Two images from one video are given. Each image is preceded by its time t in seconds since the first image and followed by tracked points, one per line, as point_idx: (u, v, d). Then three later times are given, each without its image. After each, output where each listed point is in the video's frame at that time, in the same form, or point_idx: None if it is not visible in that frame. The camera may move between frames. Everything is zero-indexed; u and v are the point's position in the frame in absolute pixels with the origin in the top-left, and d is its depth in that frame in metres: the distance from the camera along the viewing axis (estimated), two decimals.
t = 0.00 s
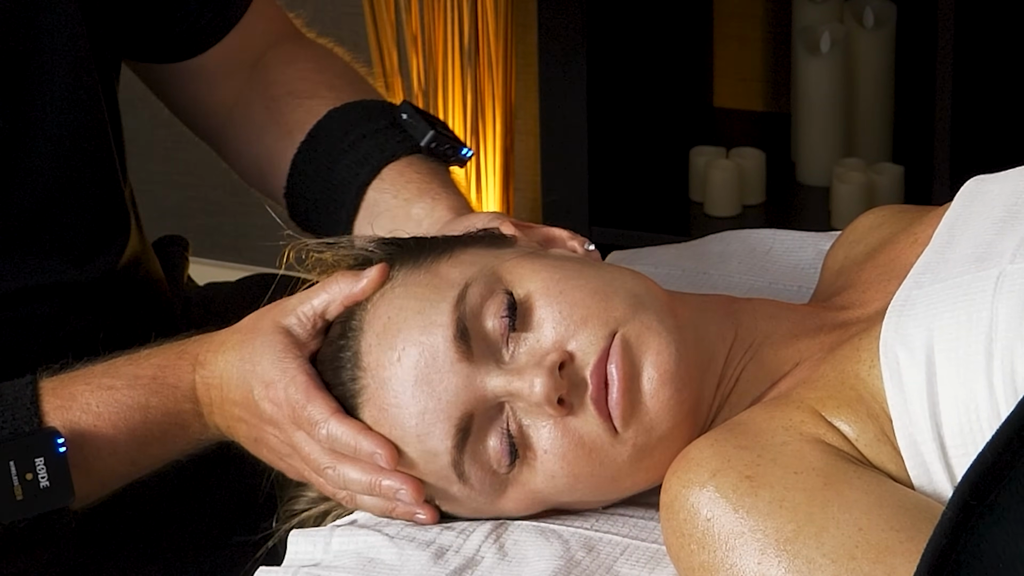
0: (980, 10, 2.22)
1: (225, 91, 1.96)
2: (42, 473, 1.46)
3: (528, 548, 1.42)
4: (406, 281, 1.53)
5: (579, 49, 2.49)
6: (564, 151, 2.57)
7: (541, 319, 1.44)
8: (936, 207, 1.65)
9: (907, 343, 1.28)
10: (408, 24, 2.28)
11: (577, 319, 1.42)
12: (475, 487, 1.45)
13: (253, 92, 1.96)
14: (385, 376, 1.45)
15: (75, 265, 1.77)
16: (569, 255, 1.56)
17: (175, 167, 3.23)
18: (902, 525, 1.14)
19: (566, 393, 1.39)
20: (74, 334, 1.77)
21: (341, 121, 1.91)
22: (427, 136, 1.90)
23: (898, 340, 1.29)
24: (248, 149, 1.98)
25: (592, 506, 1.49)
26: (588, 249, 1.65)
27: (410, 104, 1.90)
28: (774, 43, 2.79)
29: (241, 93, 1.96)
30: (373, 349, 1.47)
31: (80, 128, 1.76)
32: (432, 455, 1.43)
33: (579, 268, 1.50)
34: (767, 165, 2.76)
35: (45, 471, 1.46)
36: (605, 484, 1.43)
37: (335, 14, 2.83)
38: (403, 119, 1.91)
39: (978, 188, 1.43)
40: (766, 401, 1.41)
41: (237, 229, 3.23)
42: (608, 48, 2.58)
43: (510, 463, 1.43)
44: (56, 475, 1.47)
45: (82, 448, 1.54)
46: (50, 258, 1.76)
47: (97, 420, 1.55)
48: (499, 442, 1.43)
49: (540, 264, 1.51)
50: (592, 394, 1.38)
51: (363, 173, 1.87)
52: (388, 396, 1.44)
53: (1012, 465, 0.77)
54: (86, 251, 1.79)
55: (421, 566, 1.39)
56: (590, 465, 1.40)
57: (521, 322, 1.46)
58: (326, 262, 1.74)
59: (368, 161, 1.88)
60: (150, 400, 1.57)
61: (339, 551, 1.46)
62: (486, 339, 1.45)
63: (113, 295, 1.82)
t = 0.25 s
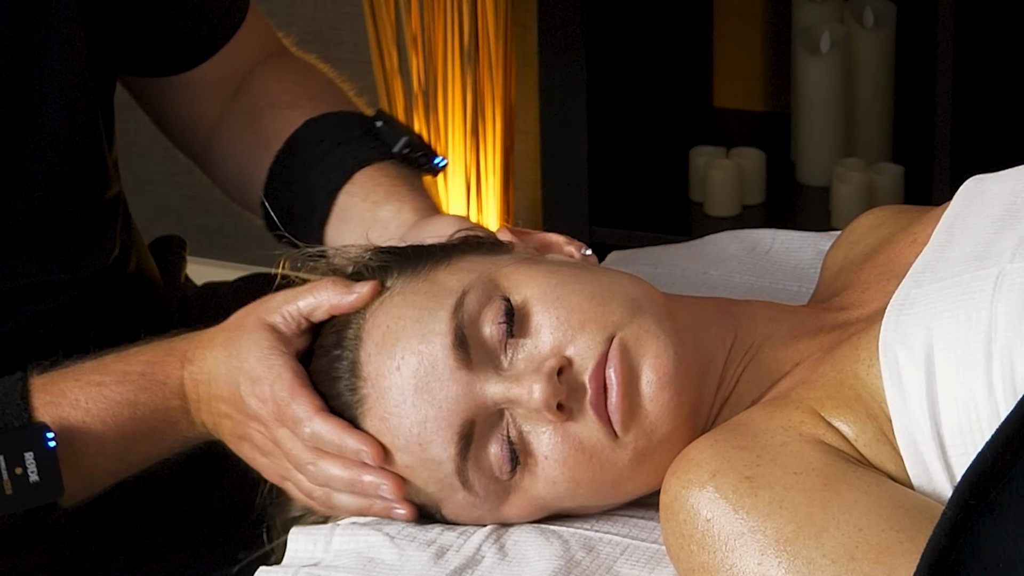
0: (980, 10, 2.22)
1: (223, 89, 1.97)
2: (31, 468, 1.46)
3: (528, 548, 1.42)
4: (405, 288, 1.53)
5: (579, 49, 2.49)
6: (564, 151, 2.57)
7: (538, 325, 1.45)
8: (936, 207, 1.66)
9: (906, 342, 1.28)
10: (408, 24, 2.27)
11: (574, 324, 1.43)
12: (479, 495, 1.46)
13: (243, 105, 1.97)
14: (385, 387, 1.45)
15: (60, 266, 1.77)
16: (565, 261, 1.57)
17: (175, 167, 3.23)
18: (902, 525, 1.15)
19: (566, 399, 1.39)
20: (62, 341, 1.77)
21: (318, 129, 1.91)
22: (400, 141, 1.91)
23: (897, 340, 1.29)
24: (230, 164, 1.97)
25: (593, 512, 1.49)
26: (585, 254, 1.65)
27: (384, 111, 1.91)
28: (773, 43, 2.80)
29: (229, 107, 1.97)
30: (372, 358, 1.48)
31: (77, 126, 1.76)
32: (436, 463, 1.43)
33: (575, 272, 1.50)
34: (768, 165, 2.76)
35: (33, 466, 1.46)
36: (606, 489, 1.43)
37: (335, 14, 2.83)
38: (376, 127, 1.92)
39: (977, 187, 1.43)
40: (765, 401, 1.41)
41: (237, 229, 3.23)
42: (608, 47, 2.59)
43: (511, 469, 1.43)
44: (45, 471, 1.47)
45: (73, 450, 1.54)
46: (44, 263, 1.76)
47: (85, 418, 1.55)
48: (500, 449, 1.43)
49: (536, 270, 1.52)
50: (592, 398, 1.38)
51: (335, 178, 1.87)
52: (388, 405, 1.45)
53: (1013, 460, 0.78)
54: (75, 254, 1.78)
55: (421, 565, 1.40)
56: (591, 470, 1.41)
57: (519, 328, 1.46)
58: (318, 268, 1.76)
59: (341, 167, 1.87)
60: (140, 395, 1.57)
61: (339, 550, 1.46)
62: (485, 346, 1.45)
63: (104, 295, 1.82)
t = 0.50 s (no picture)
0: (979, 10, 2.22)
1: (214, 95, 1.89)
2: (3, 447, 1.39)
3: (528, 549, 1.42)
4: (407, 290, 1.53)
5: (579, 49, 2.49)
6: (563, 151, 2.57)
7: (537, 327, 1.44)
8: (935, 207, 1.66)
9: (906, 341, 1.28)
10: (409, 24, 2.27)
11: (573, 326, 1.43)
12: (483, 498, 1.46)
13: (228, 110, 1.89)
14: (386, 392, 1.45)
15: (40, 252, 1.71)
16: (562, 263, 1.56)
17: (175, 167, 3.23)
18: (902, 525, 1.15)
19: (566, 400, 1.39)
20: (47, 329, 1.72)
21: (297, 139, 1.84)
22: (373, 151, 1.86)
23: (896, 337, 1.29)
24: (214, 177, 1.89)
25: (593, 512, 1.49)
26: (585, 257, 1.65)
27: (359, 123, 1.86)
28: (773, 43, 2.80)
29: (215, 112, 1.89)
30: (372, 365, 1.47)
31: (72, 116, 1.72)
32: (440, 466, 1.44)
33: (574, 273, 1.50)
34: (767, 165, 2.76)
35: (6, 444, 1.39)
36: (607, 490, 1.43)
37: (335, 14, 2.83)
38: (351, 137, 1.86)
39: (976, 185, 1.43)
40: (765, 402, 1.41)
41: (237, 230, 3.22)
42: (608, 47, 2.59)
43: (512, 471, 1.43)
44: (18, 450, 1.39)
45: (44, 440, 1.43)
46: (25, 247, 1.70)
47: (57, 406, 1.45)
48: (501, 451, 1.43)
49: (535, 272, 1.51)
50: (591, 399, 1.38)
51: (309, 185, 1.81)
52: (390, 412, 1.45)
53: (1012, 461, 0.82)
54: (56, 246, 1.72)
55: (421, 566, 1.40)
56: (592, 471, 1.41)
57: (518, 330, 1.45)
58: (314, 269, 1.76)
59: (315, 173, 1.82)
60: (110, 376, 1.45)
61: (340, 550, 1.47)
62: (485, 349, 1.45)
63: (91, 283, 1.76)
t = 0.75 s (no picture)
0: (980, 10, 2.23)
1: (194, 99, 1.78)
2: None
3: (528, 548, 1.42)
4: (404, 287, 1.52)
5: (579, 48, 2.49)
6: (564, 151, 2.57)
7: (536, 324, 1.45)
8: (935, 207, 1.66)
9: (905, 341, 1.28)
10: (408, 24, 2.27)
11: (570, 323, 1.43)
12: (482, 495, 1.46)
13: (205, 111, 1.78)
14: (384, 391, 1.47)
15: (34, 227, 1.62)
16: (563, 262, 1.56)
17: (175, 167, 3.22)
18: (902, 525, 1.15)
19: (562, 396, 1.39)
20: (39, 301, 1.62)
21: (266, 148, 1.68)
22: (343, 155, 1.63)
23: (896, 337, 1.29)
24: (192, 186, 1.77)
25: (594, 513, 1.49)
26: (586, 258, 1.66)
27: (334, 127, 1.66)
28: (774, 42, 2.80)
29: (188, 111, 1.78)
30: (373, 363, 1.48)
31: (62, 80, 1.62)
32: (439, 463, 1.45)
33: (572, 271, 1.50)
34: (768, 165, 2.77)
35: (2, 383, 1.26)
36: (605, 488, 1.43)
37: (336, 14, 2.83)
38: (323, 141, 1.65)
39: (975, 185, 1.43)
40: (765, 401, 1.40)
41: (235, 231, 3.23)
42: (609, 47, 2.59)
43: (511, 469, 1.44)
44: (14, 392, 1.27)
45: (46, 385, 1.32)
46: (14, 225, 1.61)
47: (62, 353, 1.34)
48: (499, 448, 1.43)
49: (535, 270, 1.51)
50: (587, 396, 1.39)
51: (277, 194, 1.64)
52: (390, 410, 1.46)
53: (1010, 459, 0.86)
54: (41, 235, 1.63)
55: (421, 566, 1.40)
56: (590, 468, 1.41)
57: (517, 327, 1.46)
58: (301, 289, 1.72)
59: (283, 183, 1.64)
60: (124, 303, 1.37)
61: (340, 550, 1.47)
62: (483, 347, 1.45)
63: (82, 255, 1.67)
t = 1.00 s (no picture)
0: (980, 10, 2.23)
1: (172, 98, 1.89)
2: (53, 291, 1.37)
3: (528, 548, 1.42)
4: (403, 283, 1.50)
5: (579, 48, 2.49)
6: (564, 151, 2.57)
7: (535, 318, 1.44)
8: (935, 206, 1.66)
9: (905, 339, 1.28)
10: (408, 24, 2.27)
11: (569, 317, 1.43)
12: (481, 490, 1.46)
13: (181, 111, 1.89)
14: (384, 384, 1.46)
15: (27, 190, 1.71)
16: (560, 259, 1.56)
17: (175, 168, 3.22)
18: (902, 524, 1.15)
19: (560, 389, 1.39)
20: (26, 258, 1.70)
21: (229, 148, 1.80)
22: (295, 158, 1.79)
23: (896, 336, 1.29)
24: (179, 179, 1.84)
25: (592, 511, 1.49)
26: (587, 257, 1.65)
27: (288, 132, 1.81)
28: (773, 42, 2.80)
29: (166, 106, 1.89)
30: (373, 357, 1.48)
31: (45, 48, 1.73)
32: (437, 456, 1.45)
33: (572, 266, 1.49)
34: (768, 164, 2.76)
35: (56, 288, 1.37)
36: (603, 484, 1.43)
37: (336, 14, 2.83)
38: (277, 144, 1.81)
39: (976, 184, 1.43)
40: (764, 400, 1.40)
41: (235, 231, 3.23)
42: (609, 46, 2.59)
43: (509, 463, 1.43)
44: (67, 294, 1.37)
45: (115, 314, 1.44)
46: None
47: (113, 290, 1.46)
48: (497, 442, 1.43)
49: (534, 266, 1.50)
50: (585, 389, 1.39)
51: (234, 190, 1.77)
52: (389, 404, 1.46)
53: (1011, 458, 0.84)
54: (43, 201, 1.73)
55: (421, 565, 1.40)
56: (587, 463, 1.41)
57: (516, 322, 1.45)
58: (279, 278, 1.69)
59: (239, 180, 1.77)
60: (174, 267, 1.48)
61: (340, 550, 1.47)
62: (481, 341, 1.44)
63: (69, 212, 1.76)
